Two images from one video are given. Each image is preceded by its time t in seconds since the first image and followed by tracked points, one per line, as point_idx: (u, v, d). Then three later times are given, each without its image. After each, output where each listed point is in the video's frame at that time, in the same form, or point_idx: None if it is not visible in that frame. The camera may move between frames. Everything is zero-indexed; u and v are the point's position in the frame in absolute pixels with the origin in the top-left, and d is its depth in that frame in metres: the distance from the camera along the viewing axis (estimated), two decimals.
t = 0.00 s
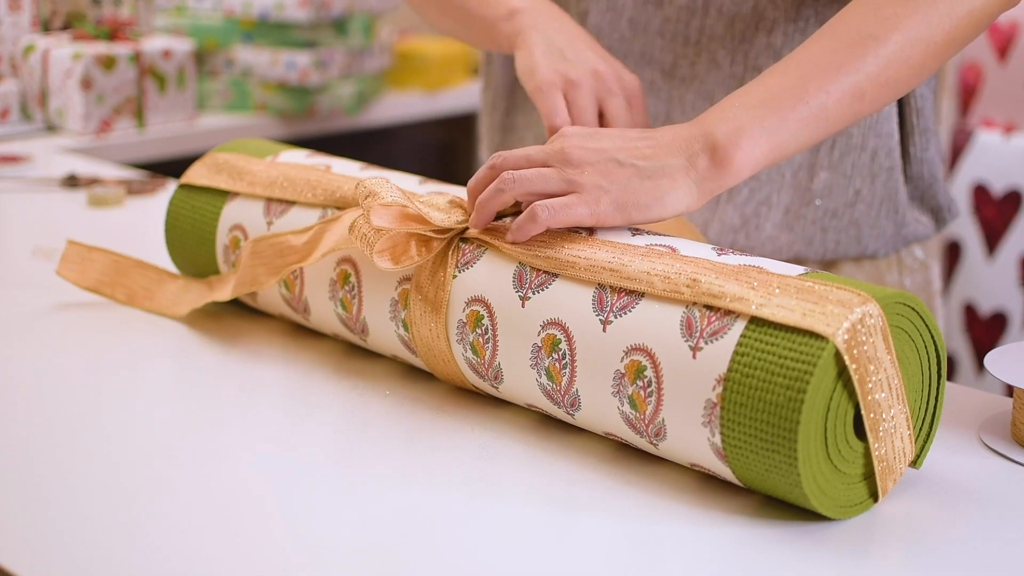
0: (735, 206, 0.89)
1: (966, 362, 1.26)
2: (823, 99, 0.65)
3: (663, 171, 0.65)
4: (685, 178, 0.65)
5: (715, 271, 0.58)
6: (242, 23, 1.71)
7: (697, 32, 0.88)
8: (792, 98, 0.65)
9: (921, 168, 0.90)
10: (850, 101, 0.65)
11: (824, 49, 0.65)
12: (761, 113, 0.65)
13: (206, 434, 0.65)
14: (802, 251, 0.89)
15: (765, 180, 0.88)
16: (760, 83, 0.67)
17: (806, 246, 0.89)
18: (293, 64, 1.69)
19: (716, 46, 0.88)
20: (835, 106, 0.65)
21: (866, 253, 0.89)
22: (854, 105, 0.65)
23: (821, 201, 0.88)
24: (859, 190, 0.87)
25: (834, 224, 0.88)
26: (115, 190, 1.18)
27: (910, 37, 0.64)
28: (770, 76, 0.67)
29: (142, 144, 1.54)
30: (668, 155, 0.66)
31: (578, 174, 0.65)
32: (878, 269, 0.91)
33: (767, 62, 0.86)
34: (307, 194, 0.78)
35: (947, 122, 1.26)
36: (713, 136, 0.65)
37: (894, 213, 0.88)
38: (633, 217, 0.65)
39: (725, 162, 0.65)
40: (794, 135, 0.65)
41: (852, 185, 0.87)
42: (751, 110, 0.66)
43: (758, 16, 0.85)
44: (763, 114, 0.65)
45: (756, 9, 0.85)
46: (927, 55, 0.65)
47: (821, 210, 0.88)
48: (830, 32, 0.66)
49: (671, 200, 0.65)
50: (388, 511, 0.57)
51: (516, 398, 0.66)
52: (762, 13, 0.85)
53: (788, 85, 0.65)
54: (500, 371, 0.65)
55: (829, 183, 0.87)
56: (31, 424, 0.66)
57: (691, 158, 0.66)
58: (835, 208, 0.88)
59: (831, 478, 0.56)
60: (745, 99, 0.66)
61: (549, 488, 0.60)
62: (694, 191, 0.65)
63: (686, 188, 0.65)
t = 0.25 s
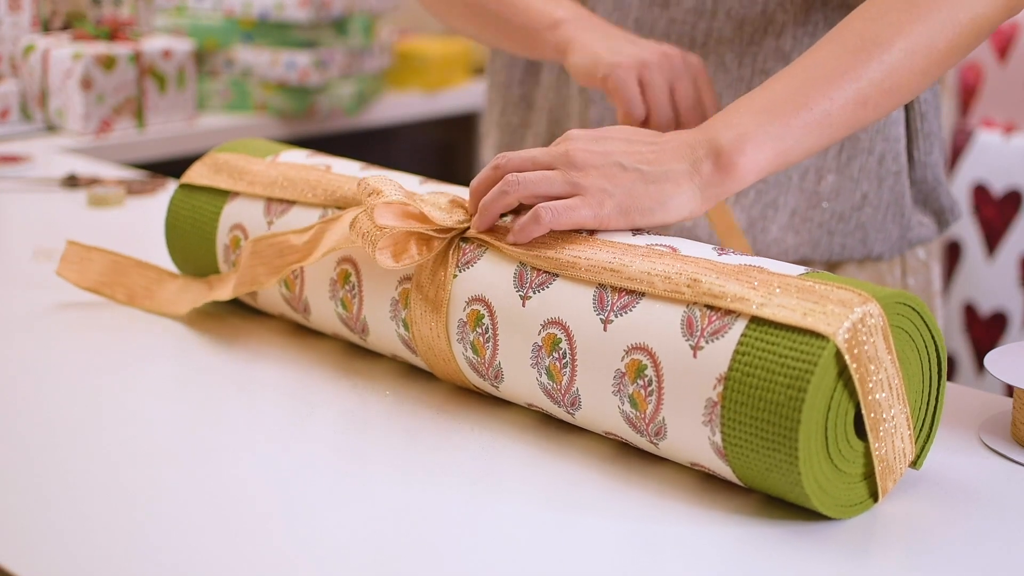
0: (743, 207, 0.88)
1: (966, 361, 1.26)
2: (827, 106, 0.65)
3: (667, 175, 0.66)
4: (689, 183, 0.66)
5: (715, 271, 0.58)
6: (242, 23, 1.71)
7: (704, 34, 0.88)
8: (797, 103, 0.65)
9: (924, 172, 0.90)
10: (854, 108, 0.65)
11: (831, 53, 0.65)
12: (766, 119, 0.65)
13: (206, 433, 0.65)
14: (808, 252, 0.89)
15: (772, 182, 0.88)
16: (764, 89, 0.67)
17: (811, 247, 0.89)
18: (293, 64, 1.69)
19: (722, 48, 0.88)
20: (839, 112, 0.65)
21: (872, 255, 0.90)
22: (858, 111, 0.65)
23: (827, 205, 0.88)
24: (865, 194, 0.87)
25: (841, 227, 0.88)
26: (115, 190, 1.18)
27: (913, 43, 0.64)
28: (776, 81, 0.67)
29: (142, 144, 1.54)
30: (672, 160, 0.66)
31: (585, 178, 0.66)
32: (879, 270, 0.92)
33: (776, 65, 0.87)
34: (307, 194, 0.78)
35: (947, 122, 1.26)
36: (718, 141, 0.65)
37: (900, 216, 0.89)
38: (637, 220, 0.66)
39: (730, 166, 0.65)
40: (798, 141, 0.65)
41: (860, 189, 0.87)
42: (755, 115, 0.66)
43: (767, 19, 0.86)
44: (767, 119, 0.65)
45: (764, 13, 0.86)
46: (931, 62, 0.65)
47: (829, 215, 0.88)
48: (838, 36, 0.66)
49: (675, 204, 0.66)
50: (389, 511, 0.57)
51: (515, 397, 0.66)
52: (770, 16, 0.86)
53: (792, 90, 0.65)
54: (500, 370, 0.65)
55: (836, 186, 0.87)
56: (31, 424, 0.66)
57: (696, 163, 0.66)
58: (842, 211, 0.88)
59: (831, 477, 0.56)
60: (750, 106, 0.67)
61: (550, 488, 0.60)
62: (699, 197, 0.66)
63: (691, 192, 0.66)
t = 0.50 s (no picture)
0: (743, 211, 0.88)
1: (966, 361, 1.25)
2: (829, 104, 0.64)
3: (667, 174, 0.65)
4: (689, 181, 0.65)
5: (717, 270, 0.58)
6: (242, 23, 1.71)
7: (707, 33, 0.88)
8: (798, 101, 0.65)
9: (931, 172, 0.91)
10: (856, 107, 0.65)
11: (834, 52, 0.65)
12: (768, 117, 0.65)
13: (207, 434, 0.65)
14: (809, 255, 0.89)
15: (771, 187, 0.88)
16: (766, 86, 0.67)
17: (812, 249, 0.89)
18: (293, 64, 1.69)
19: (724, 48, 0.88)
20: (841, 111, 0.64)
21: (876, 257, 0.89)
22: (860, 110, 0.65)
23: (832, 208, 0.88)
24: (869, 195, 0.87)
25: (844, 229, 0.88)
26: (115, 190, 1.18)
27: (916, 43, 0.64)
28: (778, 77, 0.66)
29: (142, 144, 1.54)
30: (672, 157, 0.65)
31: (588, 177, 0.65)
32: (881, 270, 0.91)
33: (776, 67, 0.86)
34: (308, 193, 0.78)
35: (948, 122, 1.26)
36: (717, 138, 0.65)
37: (902, 218, 0.89)
38: (638, 218, 0.65)
39: (730, 163, 0.64)
40: (799, 139, 0.65)
41: (862, 190, 0.87)
42: (756, 112, 0.65)
43: (766, 21, 0.86)
44: (768, 117, 0.65)
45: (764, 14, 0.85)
46: (936, 60, 0.64)
47: (831, 216, 0.88)
48: (846, 32, 0.65)
49: (674, 203, 0.65)
50: (389, 511, 0.57)
51: (515, 396, 0.67)
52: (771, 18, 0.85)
53: (794, 87, 0.65)
54: (500, 369, 0.65)
55: (840, 188, 0.87)
56: (31, 424, 0.66)
57: (695, 160, 0.65)
58: (845, 212, 0.88)
59: (831, 477, 0.56)
60: (750, 102, 0.66)
61: (550, 488, 0.60)
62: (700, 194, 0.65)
63: (691, 190, 0.65)
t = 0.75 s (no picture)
0: (739, 210, 0.89)
1: (966, 361, 1.25)
2: (834, 105, 0.65)
3: (675, 172, 0.66)
4: (695, 180, 0.66)
5: (715, 271, 0.58)
6: (242, 23, 1.71)
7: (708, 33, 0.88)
8: (803, 103, 0.65)
9: (932, 176, 0.91)
10: (860, 109, 0.65)
11: (839, 55, 0.65)
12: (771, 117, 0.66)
13: (208, 434, 0.65)
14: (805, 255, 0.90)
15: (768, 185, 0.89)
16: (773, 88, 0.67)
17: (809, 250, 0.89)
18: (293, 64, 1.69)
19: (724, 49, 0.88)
20: (845, 113, 0.65)
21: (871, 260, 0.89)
22: (865, 112, 0.65)
23: (827, 209, 0.87)
24: (865, 197, 0.87)
25: (840, 231, 0.88)
26: (115, 190, 1.18)
27: (922, 44, 0.64)
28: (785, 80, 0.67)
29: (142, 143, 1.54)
30: (680, 158, 0.66)
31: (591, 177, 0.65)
32: (882, 272, 0.92)
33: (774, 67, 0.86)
34: (307, 194, 0.78)
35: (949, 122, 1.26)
36: (723, 140, 0.66)
37: (899, 220, 0.89)
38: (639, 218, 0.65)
39: (733, 164, 0.65)
40: (804, 140, 0.66)
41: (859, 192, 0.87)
42: (761, 113, 0.66)
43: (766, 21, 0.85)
44: (773, 119, 0.66)
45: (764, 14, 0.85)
46: (943, 62, 0.65)
47: (825, 217, 0.87)
48: (853, 33, 0.66)
49: (681, 201, 0.65)
50: (391, 511, 0.57)
51: (514, 396, 0.66)
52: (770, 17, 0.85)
53: (799, 89, 0.66)
54: (500, 371, 0.65)
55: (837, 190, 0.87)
56: (32, 424, 0.66)
57: (699, 159, 0.66)
58: (841, 214, 0.87)
59: (831, 477, 0.56)
60: (756, 105, 0.67)
61: (551, 488, 0.60)
62: (706, 194, 0.66)
63: (698, 189, 0.66)
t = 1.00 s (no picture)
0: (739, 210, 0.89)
1: (966, 361, 1.26)
2: (843, 112, 0.64)
3: (681, 180, 0.66)
4: (703, 189, 0.65)
5: (718, 270, 0.58)
6: (242, 23, 1.71)
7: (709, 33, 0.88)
8: (810, 110, 0.64)
9: (936, 177, 0.90)
10: (868, 115, 0.64)
11: (846, 61, 0.64)
12: (782, 124, 0.65)
13: (208, 432, 0.65)
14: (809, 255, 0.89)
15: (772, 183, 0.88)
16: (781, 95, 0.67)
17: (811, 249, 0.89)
18: (293, 65, 1.69)
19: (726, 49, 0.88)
20: (853, 120, 0.64)
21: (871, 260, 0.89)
22: (874, 119, 0.64)
23: (831, 210, 0.87)
24: (868, 199, 0.87)
25: (842, 231, 0.88)
26: (115, 190, 1.18)
27: (929, 51, 0.63)
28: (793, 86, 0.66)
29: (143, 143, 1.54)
30: (688, 163, 0.66)
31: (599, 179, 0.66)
32: (882, 273, 0.92)
33: (778, 67, 0.86)
34: (310, 193, 0.78)
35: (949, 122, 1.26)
36: (730, 146, 0.65)
37: (900, 222, 0.89)
38: (640, 217, 0.65)
39: (742, 172, 0.65)
40: (811, 147, 0.65)
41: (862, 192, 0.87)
42: (767, 120, 0.66)
43: (770, 21, 0.85)
44: (780, 126, 0.65)
45: (768, 13, 0.85)
46: (949, 68, 0.63)
47: (830, 217, 0.87)
48: (861, 38, 0.64)
49: (685, 201, 0.65)
50: (391, 510, 0.57)
51: (515, 394, 0.66)
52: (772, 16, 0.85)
53: (807, 96, 0.65)
54: (501, 368, 0.65)
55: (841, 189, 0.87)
56: (33, 424, 0.66)
57: (708, 167, 0.66)
58: (844, 215, 0.88)
59: (832, 476, 0.56)
60: (763, 111, 0.66)
61: (552, 487, 0.60)
62: (712, 203, 0.65)
63: (704, 198, 0.65)
